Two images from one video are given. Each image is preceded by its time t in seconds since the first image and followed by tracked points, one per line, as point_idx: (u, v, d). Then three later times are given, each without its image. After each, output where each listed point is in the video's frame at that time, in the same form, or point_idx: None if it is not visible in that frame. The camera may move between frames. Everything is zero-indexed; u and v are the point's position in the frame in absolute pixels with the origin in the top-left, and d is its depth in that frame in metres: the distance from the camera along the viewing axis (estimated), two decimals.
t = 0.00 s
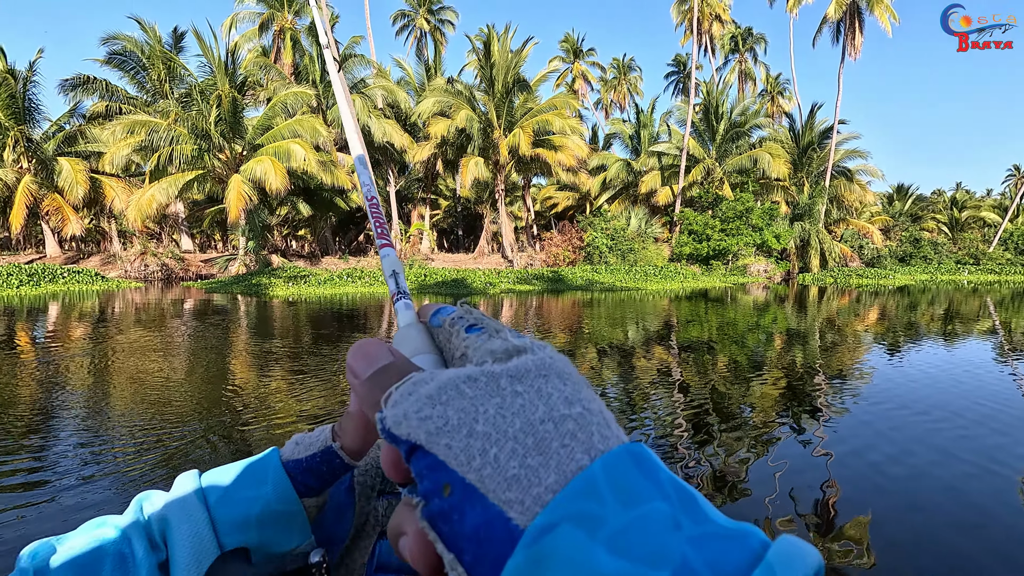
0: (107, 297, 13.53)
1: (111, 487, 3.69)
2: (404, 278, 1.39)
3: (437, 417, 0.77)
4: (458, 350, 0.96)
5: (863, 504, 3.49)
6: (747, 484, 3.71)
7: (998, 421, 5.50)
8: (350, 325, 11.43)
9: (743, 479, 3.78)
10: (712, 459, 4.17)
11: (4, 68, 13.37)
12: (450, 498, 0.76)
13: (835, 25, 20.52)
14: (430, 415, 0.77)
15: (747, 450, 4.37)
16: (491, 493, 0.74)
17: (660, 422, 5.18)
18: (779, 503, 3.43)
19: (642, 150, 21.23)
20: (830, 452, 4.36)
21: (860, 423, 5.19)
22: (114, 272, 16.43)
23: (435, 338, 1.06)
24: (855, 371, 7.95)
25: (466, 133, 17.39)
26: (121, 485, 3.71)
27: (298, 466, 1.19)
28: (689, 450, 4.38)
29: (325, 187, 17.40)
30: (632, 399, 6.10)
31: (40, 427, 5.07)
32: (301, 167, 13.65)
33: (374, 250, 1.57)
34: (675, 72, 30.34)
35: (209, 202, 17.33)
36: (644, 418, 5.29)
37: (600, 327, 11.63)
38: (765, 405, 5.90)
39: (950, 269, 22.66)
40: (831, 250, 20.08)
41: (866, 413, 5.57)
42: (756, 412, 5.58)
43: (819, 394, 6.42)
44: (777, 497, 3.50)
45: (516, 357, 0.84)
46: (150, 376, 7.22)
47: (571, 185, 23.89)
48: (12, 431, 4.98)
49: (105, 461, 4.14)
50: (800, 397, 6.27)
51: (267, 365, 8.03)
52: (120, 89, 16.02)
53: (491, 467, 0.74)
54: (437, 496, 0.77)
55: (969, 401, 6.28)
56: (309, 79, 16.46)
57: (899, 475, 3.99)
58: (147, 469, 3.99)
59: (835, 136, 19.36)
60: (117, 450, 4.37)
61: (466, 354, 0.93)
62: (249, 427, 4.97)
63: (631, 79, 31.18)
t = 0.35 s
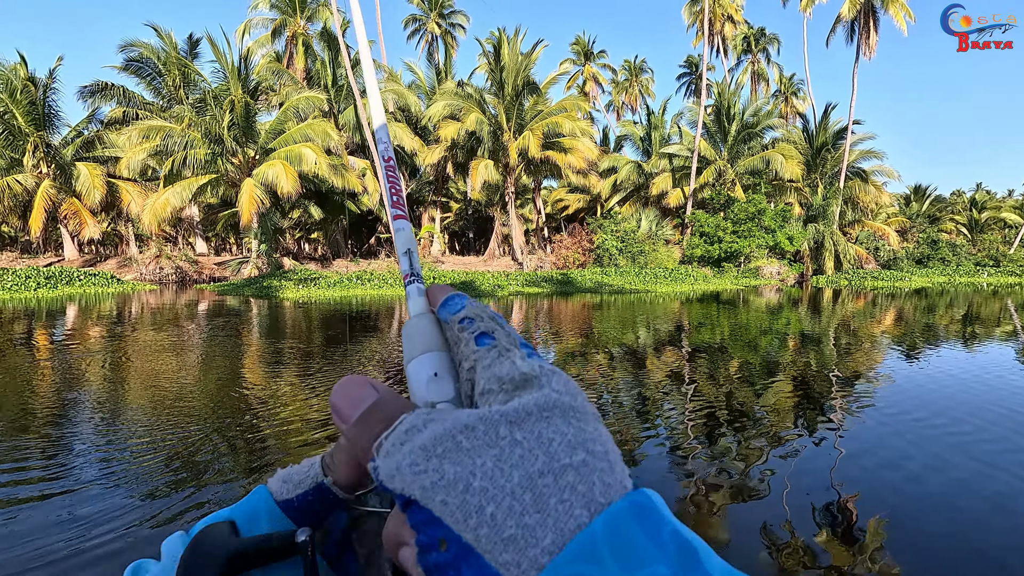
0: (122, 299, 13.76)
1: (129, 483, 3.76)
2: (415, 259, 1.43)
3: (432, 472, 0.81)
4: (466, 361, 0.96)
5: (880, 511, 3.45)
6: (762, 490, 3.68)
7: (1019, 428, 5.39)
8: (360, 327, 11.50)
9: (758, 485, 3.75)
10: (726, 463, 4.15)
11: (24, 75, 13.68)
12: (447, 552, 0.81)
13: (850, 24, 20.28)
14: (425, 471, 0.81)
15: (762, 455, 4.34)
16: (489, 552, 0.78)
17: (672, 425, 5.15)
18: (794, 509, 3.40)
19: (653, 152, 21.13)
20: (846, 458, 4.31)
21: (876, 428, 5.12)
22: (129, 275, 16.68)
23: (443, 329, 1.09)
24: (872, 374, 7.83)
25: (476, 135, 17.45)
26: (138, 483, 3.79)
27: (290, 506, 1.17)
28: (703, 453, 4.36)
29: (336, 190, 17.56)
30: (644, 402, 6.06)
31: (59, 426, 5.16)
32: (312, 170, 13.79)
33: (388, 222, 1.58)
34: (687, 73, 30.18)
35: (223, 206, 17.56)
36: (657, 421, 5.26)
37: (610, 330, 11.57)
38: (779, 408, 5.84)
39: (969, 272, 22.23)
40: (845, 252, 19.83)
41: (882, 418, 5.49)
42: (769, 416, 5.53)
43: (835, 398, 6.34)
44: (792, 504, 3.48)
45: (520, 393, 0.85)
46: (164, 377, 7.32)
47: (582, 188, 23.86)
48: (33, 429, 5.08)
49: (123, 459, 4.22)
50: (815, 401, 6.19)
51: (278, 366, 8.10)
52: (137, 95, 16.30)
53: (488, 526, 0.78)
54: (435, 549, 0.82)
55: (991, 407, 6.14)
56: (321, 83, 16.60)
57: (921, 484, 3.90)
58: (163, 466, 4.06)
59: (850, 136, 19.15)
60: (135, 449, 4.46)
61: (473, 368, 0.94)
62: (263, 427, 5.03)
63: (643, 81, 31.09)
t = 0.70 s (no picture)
0: (137, 300, 13.97)
1: (144, 480, 3.82)
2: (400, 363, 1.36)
3: None
4: (457, 494, 1.01)
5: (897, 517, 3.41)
6: (776, 495, 3.65)
7: None
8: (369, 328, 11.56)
9: (771, 489, 3.72)
10: (739, 466, 4.11)
11: (43, 80, 13.99)
12: None
13: (865, 22, 20.04)
14: None
15: (775, 458, 4.30)
16: None
17: (684, 427, 5.10)
18: (809, 515, 3.37)
19: (665, 152, 21.02)
20: (861, 463, 4.26)
21: (892, 433, 5.03)
22: (144, 276, 16.94)
23: (433, 445, 1.15)
24: (887, 377, 7.70)
25: (486, 137, 17.50)
26: (153, 480, 3.84)
27: None
28: (715, 456, 4.32)
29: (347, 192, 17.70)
30: (655, 404, 6.01)
31: (76, 424, 5.26)
32: (323, 172, 13.93)
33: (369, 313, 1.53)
34: (699, 74, 30.02)
35: (236, 208, 17.77)
36: (669, 424, 5.21)
37: (620, 331, 11.53)
38: (793, 412, 5.76)
39: (989, 273, 21.82)
40: (860, 253, 19.57)
41: (898, 423, 5.39)
42: (782, 419, 5.46)
43: (849, 402, 6.23)
44: (807, 510, 3.45)
45: (507, 542, 0.89)
46: (178, 376, 7.42)
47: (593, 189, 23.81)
48: (51, 427, 5.17)
49: (138, 456, 4.29)
50: (829, 405, 6.10)
51: (289, 366, 8.18)
52: (153, 99, 16.57)
53: None
54: None
55: (1011, 413, 6.00)
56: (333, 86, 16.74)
57: (939, 491, 3.82)
58: (177, 464, 4.12)
59: (864, 136, 18.92)
60: (150, 446, 4.53)
61: (464, 505, 0.99)
62: (275, 426, 5.07)
63: (654, 81, 30.97)
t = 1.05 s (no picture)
0: (159, 299, 14.28)
1: (166, 472, 3.91)
2: (448, 485, 2.25)
3: None
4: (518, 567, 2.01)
5: (918, 522, 3.36)
6: (794, 497, 3.61)
7: None
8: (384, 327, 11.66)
9: (790, 492, 3.68)
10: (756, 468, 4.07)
11: (70, 84, 14.38)
12: None
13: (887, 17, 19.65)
14: None
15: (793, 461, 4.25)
16: None
17: (698, 429, 5.05)
18: (828, 519, 3.33)
19: (681, 151, 20.85)
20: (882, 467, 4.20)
21: (915, 439, 4.91)
22: (166, 275, 17.29)
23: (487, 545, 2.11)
24: (911, 380, 7.53)
25: (501, 137, 17.56)
26: (174, 471, 3.93)
27: None
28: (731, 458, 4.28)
29: (363, 193, 17.88)
30: (669, 405, 5.96)
31: (101, 419, 5.39)
32: (339, 173, 14.10)
33: (421, 446, 2.42)
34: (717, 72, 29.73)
35: (255, 209, 18.05)
36: (684, 425, 5.17)
37: (635, 332, 11.46)
38: (812, 415, 5.66)
39: (1018, 273, 21.23)
40: (882, 253, 19.19)
41: (920, 427, 5.27)
42: (800, 422, 5.37)
43: (870, 405, 6.11)
44: (825, 514, 3.41)
45: None
46: (198, 374, 7.55)
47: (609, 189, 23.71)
48: (77, 421, 5.32)
49: (159, 449, 4.38)
50: (850, 408, 5.98)
51: (305, 365, 8.28)
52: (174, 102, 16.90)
53: None
54: None
55: None
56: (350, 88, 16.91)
57: (962, 498, 3.72)
58: (197, 456, 4.21)
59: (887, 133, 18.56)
60: (170, 440, 4.62)
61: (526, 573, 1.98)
62: (292, 422, 5.15)
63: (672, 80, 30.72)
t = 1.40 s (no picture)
0: (186, 298, 14.64)
1: (190, 471, 3.99)
2: None
3: None
4: None
5: (951, 534, 3.25)
6: (819, 507, 3.53)
7: None
8: (403, 326, 11.77)
9: (815, 500, 3.60)
10: (779, 475, 3.99)
11: (101, 90, 14.84)
12: None
13: (918, 10, 19.13)
14: None
15: (819, 468, 4.15)
16: None
17: (719, 434, 4.96)
18: (856, 531, 3.25)
19: (703, 150, 20.58)
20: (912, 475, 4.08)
21: (947, 446, 4.75)
22: (192, 275, 17.70)
23: None
24: (941, 384, 7.30)
25: (521, 137, 17.59)
26: (198, 470, 4.01)
27: None
28: (754, 464, 4.20)
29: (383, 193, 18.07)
30: (689, 408, 5.88)
31: (128, 415, 5.53)
32: (360, 174, 14.26)
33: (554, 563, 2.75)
34: (740, 69, 29.31)
35: (278, 209, 18.35)
36: (704, 429, 5.09)
37: (654, 332, 11.38)
38: (837, 420, 5.52)
39: None
40: (912, 253, 18.69)
41: (953, 434, 5.09)
42: (826, 427, 5.24)
43: (899, 410, 5.94)
44: (853, 524, 3.32)
45: None
46: (222, 371, 7.70)
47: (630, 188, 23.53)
48: (106, 418, 5.46)
49: (183, 447, 4.47)
50: (877, 412, 5.82)
51: (325, 363, 8.40)
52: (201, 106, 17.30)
53: None
54: None
55: None
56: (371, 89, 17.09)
57: (1000, 510, 3.58)
58: (219, 456, 4.29)
59: (917, 129, 18.07)
60: (194, 438, 4.71)
61: None
62: (312, 422, 5.21)
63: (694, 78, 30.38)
